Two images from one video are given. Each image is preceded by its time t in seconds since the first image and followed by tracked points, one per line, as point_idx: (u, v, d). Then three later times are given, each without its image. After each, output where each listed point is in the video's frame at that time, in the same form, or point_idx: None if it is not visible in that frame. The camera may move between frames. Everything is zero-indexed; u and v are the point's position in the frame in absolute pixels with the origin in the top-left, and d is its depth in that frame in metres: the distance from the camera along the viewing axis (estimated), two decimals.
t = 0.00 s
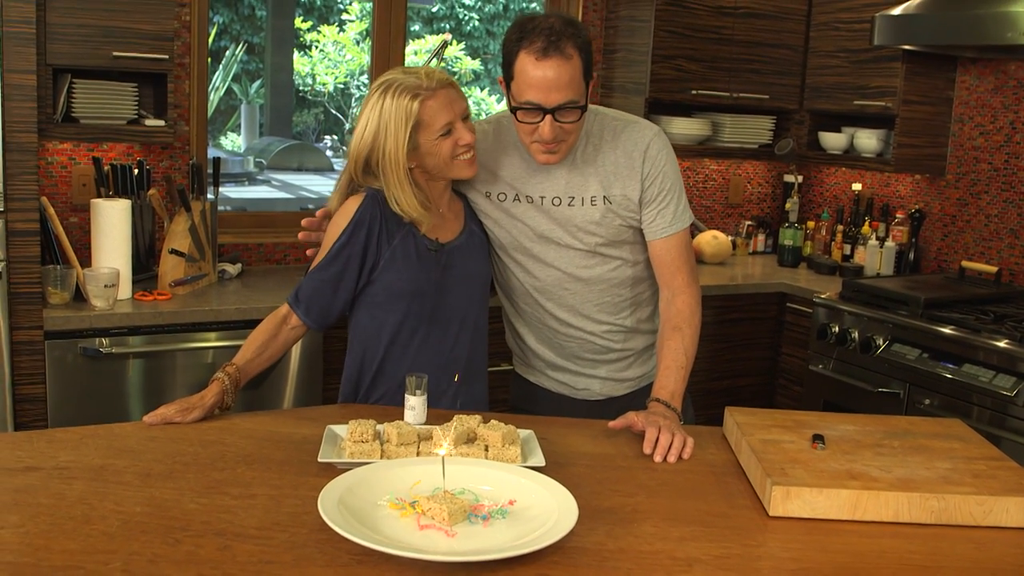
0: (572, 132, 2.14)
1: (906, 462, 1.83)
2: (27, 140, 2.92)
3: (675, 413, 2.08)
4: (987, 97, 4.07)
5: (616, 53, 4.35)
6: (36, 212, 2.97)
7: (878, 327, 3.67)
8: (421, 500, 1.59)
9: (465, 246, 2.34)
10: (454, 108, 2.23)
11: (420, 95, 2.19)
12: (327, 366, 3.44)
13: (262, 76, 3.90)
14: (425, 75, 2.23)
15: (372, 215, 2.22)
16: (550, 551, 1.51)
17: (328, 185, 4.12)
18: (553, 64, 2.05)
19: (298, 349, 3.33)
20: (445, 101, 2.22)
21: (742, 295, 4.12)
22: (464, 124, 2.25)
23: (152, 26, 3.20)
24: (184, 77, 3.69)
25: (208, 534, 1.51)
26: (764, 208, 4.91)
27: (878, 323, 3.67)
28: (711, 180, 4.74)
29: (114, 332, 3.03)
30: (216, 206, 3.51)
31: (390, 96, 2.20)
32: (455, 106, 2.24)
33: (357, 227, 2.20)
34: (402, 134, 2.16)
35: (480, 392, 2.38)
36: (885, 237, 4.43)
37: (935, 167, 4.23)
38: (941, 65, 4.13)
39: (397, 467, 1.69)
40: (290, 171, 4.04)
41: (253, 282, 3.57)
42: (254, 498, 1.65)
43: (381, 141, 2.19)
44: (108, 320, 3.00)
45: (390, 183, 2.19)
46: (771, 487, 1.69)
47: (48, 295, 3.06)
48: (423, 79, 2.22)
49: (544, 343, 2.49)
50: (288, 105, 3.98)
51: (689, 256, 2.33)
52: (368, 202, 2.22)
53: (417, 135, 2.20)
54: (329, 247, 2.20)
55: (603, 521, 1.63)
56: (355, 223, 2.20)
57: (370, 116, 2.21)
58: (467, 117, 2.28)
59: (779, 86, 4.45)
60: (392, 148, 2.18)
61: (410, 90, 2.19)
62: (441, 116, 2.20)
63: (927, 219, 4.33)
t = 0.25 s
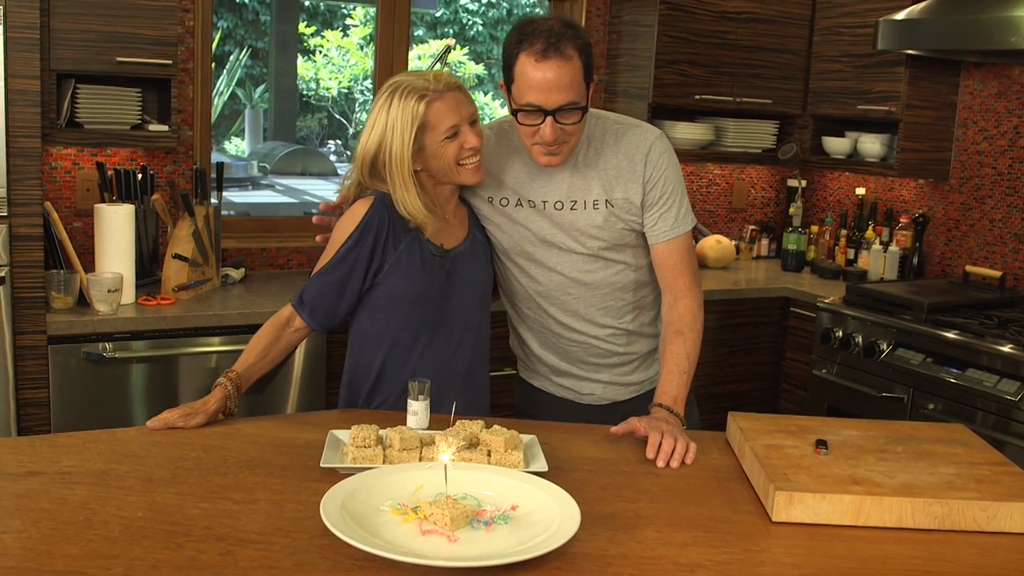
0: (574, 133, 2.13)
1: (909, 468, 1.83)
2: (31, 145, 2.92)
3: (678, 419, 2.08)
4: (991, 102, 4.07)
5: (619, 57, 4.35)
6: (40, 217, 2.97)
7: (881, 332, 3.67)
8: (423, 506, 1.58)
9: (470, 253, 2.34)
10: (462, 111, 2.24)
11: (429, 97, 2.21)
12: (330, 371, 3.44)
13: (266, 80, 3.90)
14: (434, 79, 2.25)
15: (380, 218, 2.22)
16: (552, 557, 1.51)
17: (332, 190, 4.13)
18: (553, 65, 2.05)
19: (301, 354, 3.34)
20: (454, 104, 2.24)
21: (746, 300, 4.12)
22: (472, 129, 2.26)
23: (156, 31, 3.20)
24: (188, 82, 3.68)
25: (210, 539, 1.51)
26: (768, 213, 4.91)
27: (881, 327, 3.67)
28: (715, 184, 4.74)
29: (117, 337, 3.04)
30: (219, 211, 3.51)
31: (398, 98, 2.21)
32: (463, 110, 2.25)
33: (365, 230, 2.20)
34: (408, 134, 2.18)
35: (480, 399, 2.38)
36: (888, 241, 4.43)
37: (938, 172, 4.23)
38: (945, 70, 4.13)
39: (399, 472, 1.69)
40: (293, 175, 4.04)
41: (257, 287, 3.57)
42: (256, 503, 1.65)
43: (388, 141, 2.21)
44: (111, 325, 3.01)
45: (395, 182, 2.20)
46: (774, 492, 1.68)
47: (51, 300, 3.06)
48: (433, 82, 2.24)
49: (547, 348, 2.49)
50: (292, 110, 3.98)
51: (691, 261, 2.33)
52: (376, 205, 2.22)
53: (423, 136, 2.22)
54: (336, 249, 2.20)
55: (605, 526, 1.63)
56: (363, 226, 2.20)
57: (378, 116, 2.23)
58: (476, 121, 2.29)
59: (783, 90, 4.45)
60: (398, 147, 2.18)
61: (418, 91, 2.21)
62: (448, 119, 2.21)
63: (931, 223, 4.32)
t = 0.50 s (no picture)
0: (566, 134, 2.13)
1: (907, 469, 1.83)
2: (29, 145, 2.92)
3: (675, 419, 2.08)
4: (989, 103, 4.07)
5: (617, 58, 4.35)
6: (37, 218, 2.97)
7: (880, 333, 3.67)
8: (420, 506, 1.58)
9: (469, 255, 2.34)
10: (470, 112, 2.23)
11: (437, 94, 2.22)
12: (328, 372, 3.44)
13: (265, 81, 3.90)
14: (447, 78, 2.25)
15: (385, 216, 2.22)
16: (549, 558, 1.51)
17: (330, 191, 4.13)
18: (543, 66, 2.05)
19: (299, 355, 3.33)
20: (462, 104, 2.23)
21: (744, 301, 4.11)
22: (478, 131, 2.25)
23: (154, 31, 3.20)
24: (185, 82, 3.68)
25: (206, 540, 1.51)
26: (767, 214, 4.90)
27: (879, 328, 3.67)
28: (714, 185, 4.74)
29: (115, 338, 3.03)
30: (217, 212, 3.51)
31: (408, 93, 2.22)
32: (471, 110, 2.24)
33: (369, 229, 2.20)
34: (411, 128, 2.19)
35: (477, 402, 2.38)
36: (887, 242, 4.42)
37: (937, 173, 4.23)
38: (943, 71, 4.13)
39: (396, 473, 1.69)
40: (292, 176, 4.04)
41: (254, 288, 3.57)
42: (253, 504, 1.64)
43: (393, 135, 2.21)
44: (109, 325, 3.01)
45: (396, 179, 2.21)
46: (771, 493, 1.68)
47: (49, 300, 3.06)
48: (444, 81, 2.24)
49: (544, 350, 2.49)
50: (290, 111, 3.98)
51: (687, 261, 2.33)
52: (381, 203, 2.22)
53: (427, 133, 2.21)
54: (339, 246, 2.20)
55: (603, 527, 1.63)
56: (367, 224, 2.20)
57: (388, 109, 2.24)
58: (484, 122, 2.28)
59: (781, 91, 4.45)
60: (401, 144, 2.19)
61: (428, 87, 2.22)
62: (453, 117, 2.21)
63: (929, 224, 4.32)
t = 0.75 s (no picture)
0: (560, 122, 2.13)
1: (903, 465, 1.83)
2: (26, 141, 2.92)
3: (672, 416, 2.08)
4: (987, 100, 4.07)
5: (616, 54, 4.35)
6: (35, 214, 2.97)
7: (878, 330, 3.67)
8: (416, 502, 1.58)
9: (467, 251, 2.34)
10: (482, 114, 2.20)
11: (453, 92, 2.20)
12: (326, 368, 3.44)
13: (263, 78, 3.90)
14: (464, 78, 2.22)
15: (385, 211, 2.22)
16: (546, 553, 1.51)
17: (329, 188, 4.12)
18: (527, 58, 2.06)
19: (297, 351, 3.33)
20: (476, 106, 2.20)
21: (742, 297, 4.12)
22: (488, 134, 2.22)
23: (151, 27, 3.20)
24: (183, 79, 3.67)
25: (203, 536, 1.51)
26: (765, 211, 4.91)
27: (877, 325, 3.67)
28: (712, 182, 4.74)
29: (113, 334, 3.03)
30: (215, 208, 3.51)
31: (424, 87, 2.21)
32: (484, 112, 2.21)
33: (368, 224, 2.20)
34: (421, 123, 2.18)
35: (474, 400, 2.38)
36: (885, 239, 4.42)
37: (935, 169, 4.23)
38: (942, 67, 4.13)
39: (393, 469, 1.69)
40: (290, 172, 4.04)
41: (252, 284, 3.57)
42: (249, 500, 1.64)
43: (404, 127, 2.20)
44: (107, 321, 3.00)
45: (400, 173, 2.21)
46: (768, 489, 1.68)
47: (46, 296, 3.06)
48: (461, 79, 2.22)
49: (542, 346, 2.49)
50: (288, 107, 3.98)
51: (683, 258, 2.33)
52: (380, 199, 2.22)
53: (436, 129, 2.20)
54: (338, 240, 2.20)
55: (599, 523, 1.63)
56: (366, 219, 2.20)
57: (404, 99, 2.23)
58: (496, 124, 2.25)
59: (780, 88, 4.45)
60: (411, 136, 2.19)
61: (443, 83, 2.20)
62: (464, 116, 2.18)
63: (928, 221, 4.32)
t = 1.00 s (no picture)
0: (564, 109, 2.14)
1: (902, 462, 1.83)
2: (23, 137, 2.91)
3: (671, 413, 2.08)
4: (986, 98, 4.07)
5: (614, 52, 4.34)
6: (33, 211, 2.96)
7: (876, 327, 3.67)
8: (414, 499, 1.58)
9: (467, 248, 2.34)
10: (487, 113, 2.20)
11: (458, 90, 2.19)
12: (324, 365, 3.44)
13: (262, 75, 3.89)
14: (470, 76, 2.21)
15: (385, 208, 2.22)
16: (545, 550, 1.51)
17: (327, 185, 4.12)
18: (517, 55, 2.08)
19: (295, 348, 3.33)
20: (481, 106, 2.19)
21: (741, 295, 4.12)
22: (491, 134, 2.21)
23: (149, 23, 3.19)
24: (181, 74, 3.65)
25: (201, 532, 1.51)
26: (763, 208, 4.91)
27: (876, 323, 3.67)
28: (710, 179, 4.74)
29: (111, 330, 3.03)
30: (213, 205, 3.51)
31: (430, 85, 2.20)
32: (489, 111, 2.20)
33: (368, 220, 2.20)
34: (426, 121, 2.17)
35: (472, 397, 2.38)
36: (883, 236, 4.43)
37: (933, 167, 4.23)
38: (941, 65, 4.13)
39: (391, 465, 1.69)
40: (289, 169, 4.03)
41: (251, 281, 3.56)
42: (247, 496, 1.64)
43: (409, 124, 2.19)
44: (106, 318, 3.00)
45: (403, 170, 2.20)
46: (766, 486, 1.68)
47: (44, 293, 3.06)
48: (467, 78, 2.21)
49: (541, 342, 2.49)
50: (287, 104, 3.97)
51: (683, 255, 2.33)
52: (380, 195, 2.22)
53: (440, 127, 2.19)
54: (338, 237, 2.20)
55: (598, 520, 1.63)
56: (367, 215, 2.20)
57: (410, 96, 2.22)
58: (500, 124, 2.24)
59: (778, 85, 4.45)
60: (415, 134, 2.18)
61: (449, 81, 2.19)
62: (468, 115, 2.17)
63: (926, 219, 4.33)
